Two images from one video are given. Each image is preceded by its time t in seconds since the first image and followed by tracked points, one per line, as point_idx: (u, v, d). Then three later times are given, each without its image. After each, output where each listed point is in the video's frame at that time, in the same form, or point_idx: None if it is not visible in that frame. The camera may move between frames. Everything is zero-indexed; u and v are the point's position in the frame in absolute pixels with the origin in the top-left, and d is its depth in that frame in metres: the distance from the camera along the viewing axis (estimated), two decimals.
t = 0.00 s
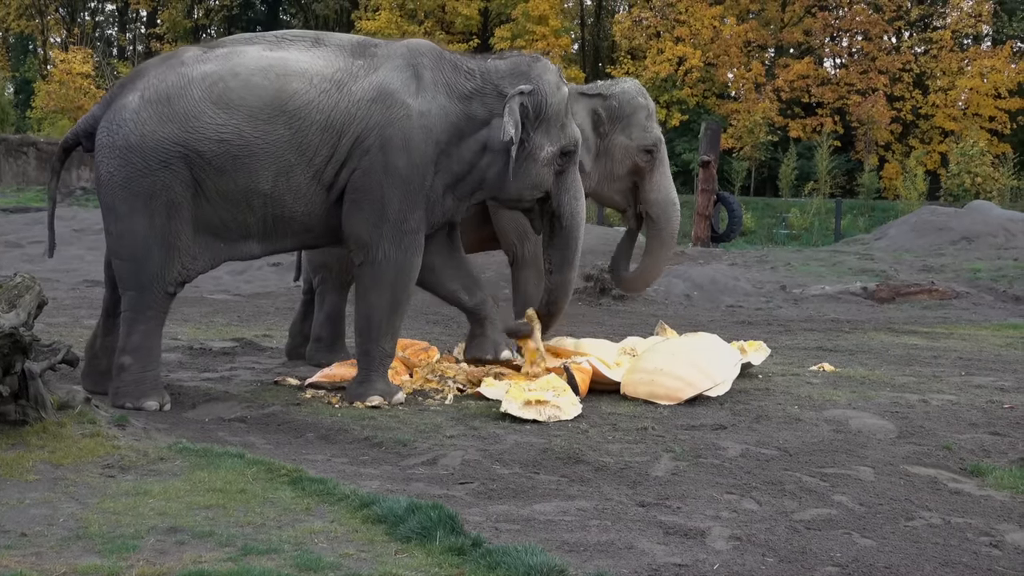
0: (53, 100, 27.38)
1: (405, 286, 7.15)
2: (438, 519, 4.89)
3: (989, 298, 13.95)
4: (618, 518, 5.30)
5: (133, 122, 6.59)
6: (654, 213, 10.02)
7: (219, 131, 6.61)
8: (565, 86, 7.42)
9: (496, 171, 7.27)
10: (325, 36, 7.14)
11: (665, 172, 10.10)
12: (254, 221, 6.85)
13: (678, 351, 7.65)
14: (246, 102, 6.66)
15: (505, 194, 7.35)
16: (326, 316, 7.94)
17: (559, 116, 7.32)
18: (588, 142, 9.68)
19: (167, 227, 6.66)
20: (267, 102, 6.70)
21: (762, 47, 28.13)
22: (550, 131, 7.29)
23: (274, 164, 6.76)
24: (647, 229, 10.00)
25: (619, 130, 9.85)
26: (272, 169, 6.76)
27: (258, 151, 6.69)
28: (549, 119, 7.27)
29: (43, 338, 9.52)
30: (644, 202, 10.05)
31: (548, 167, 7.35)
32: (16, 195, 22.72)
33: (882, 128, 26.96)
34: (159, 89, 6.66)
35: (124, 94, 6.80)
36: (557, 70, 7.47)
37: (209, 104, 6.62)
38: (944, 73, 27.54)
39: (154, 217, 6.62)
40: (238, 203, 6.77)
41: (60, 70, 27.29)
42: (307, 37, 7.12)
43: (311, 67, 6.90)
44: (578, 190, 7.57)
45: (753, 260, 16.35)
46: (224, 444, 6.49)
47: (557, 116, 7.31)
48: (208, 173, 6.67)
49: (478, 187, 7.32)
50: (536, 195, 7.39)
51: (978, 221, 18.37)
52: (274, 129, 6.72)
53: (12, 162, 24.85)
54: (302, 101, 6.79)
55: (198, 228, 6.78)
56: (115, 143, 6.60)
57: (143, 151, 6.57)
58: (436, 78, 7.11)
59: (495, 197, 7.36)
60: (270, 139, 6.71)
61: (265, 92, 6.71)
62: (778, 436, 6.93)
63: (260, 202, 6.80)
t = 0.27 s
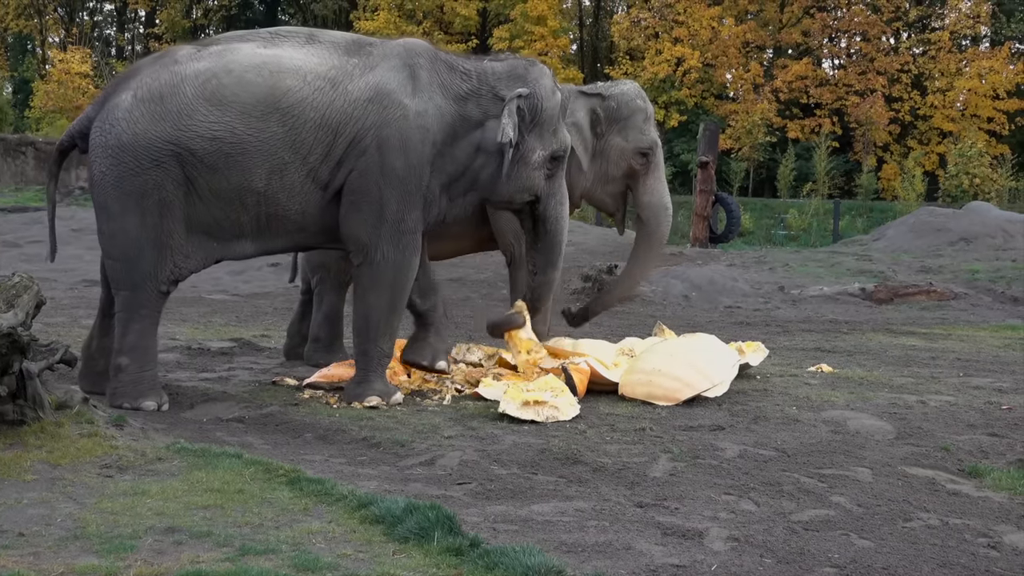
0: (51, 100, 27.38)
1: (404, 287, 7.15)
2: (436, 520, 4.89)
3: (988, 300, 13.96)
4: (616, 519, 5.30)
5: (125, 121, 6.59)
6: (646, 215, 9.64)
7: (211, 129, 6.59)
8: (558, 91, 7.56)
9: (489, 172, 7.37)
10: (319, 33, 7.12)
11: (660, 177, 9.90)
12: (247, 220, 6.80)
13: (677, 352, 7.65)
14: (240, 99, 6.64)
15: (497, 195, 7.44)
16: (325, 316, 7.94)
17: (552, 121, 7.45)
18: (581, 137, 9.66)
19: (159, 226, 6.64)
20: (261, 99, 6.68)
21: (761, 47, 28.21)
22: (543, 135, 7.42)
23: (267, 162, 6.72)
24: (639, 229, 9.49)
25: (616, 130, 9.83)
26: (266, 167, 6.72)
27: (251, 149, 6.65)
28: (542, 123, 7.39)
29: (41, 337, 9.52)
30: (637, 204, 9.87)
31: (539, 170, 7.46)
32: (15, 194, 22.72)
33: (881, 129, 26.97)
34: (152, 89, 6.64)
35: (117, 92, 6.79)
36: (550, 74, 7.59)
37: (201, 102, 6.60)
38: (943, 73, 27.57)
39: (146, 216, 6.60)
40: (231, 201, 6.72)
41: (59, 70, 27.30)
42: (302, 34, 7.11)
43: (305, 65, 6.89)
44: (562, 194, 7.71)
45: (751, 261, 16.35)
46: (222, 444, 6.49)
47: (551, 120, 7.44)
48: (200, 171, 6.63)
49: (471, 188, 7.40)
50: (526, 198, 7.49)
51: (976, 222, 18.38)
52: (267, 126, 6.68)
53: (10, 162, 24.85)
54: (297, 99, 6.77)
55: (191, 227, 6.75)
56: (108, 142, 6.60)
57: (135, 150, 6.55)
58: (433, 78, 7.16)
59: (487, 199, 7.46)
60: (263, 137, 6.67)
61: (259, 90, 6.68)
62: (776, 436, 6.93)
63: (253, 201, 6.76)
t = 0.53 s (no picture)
0: (51, 100, 27.38)
1: (403, 286, 7.16)
2: (435, 520, 4.89)
3: (987, 301, 13.96)
4: (615, 519, 5.31)
5: (119, 121, 6.57)
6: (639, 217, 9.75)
7: (205, 128, 6.57)
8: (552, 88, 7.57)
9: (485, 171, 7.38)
10: (313, 32, 7.12)
11: (656, 180, 9.82)
12: (242, 219, 6.79)
13: (676, 352, 7.66)
14: (234, 98, 6.63)
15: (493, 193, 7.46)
16: (324, 315, 7.94)
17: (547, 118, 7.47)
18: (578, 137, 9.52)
19: (153, 225, 6.63)
20: (255, 98, 6.67)
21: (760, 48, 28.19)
22: (539, 133, 7.38)
23: (262, 161, 6.71)
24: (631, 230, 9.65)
25: (613, 132, 9.69)
26: (260, 166, 6.70)
27: (245, 148, 6.64)
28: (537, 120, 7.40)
29: (40, 337, 9.51)
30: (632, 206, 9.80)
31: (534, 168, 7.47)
32: (14, 194, 22.72)
33: (880, 129, 26.99)
34: (145, 87, 6.62)
35: (109, 91, 6.76)
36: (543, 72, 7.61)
37: (195, 101, 6.58)
38: (943, 74, 27.59)
39: (141, 215, 6.59)
40: (225, 201, 6.71)
41: (59, 69, 27.31)
42: (295, 33, 7.10)
43: (299, 64, 6.88)
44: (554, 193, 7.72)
45: (750, 262, 16.36)
46: (222, 444, 6.49)
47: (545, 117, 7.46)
48: (194, 171, 6.61)
49: (467, 186, 7.42)
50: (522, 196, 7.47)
51: (976, 222, 18.38)
52: (261, 125, 6.66)
53: (10, 162, 24.86)
54: (291, 98, 6.76)
55: (186, 227, 6.73)
56: (101, 142, 6.58)
57: (129, 149, 6.53)
58: (428, 78, 7.17)
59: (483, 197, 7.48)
60: (257, 136, 6.66)
61: (253, 89, 6.67)
62: (776, 437, 6.93)
63: (247, 201, 6.74)
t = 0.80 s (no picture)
0: (51, 99, 27.41)
1: (402, 285, 7.16)
2: (434, 520, 4.89)
3: (986, 302, 13.95)
4: (614, 520, 5.30)
5: (113, 121, 6.56)
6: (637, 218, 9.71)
7: (199, 129, 6.58)
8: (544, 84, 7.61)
9: (480, 167, 7.39)
10: (306, 33, 7.13)
11: (655, 181, 9.82)
12: (237, 220, 6.80)
13: (676, 352, 7.66)
14: (228, 99, 6.64)
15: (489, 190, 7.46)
16: (324, 316, 7.93)
17: (540, 113, 7.48)
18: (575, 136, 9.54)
19: (149, 225, 6.63)
20: (249, 99, 6.68)
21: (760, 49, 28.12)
22: (533, 127, 7.43)
23: (257, 162, 6.72)
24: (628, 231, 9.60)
25: (611, 131, 9.69)
26: (255, 166, 6.71)
27: (239, 149, 6.65)
28: (531, 115, 7.42)
29: (38, 336, 9.51)
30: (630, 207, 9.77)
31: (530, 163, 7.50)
32: (14, 193, 22.72)
33: (880, 131, 26.96)
34: (139, 88, 6.63)
35: (103, 92, 6.77)
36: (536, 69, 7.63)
37: (189, 102, 6.60)
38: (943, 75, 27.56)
39: (136, 215, 6.59)
40: (220, 202, 6.72)
41: (59, 69, 27.36)
42: (288, 34, 7.12)
43: (293, 64, 6.89)
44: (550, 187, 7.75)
45: (750, 262, 16.35)
46: (221, 444, 6.48)
47: (538, 113, 7.47)
48: (188, 172, 6.62)
49: (463, 184, 7.42)
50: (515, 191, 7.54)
51: (975, 224, 18.36)
52: (255, 126, 6.67)
53: (10, 161, 24.87)
54: (285, 98, 6.78)
55: (181, 227, 6.74)
56: (96, 142, 6.58)
57: (124, 149, 6.53)
58: (422, 76, 7.18)
59: (479, 195, 7.48)
60: (252, 137, 6.67)
61: (247, 90, 6.68)
62: (775, 438, 6.93)
63: (242, 202, 6.75)
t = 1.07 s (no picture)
0: (53, 101, 27.47)
1: (402, 286, 7.15)
2: (435, 523, 4.89)
3: (988, 303, 13.94)
4: (615, 522, 5.30)
5: (109, 124, 6.58)
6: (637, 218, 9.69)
7: (195, 132, 6.59)
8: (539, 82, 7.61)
9: (475, 168, 7.35)
10: (302, 36, 7.15)
11: (657, 182, 9.83)
12: (233, 223, 6.81)
13: (677, 354, 7.63)
14: (223, 101, 6.65)
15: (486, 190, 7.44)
16: (324, 317, 7.93)
17: (534, 110, 7.46)
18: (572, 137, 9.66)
19: (146, 228, 6.65)
20: (244, 101, 6.69)
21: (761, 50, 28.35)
22: (529, 125, 7.43)
23: (252, 165, 6.73)
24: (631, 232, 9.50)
25: (610, 132, 9.79)
26: (251, 169, 6.72)
27: (235, 152, 6.66)
28: (525, 112, 7.40)
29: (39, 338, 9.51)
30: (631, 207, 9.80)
31: (527, 161, 7.50)
32: (15, 195, 22.76)
33: (881, 133, 26.88)
34: (135, 91, 6.64)
35: (99, 95, 6.79)
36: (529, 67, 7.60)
37: (185, 105, 6.61)
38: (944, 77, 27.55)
39: (133, 217, 6.61)
40: (216, 205, 6.73)
41: (60, 72, 27.47)
42: (284, 36, 7.13)
43: (288, 67, 6.90)
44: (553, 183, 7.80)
45: (752, 265, 16.34)
46: (222, 446, 6.49)
47: (533, 110, 7.45)
48: (184, 175, 6.64)
49: (460, 185, 7.39)
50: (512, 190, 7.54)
51: (976, 225, 18.36)
52: (251, 128, 6.68)
53: (12, 163, 24.94)
54: (281, 101, 6.78)
55: (178, 230, 6.76)
56: (92, 145, 6.60)
57: (120, 152, 6.55)
58: (416, 77, 7.17)
59: (477, 195, 7.45)
60: (247, 140, 6.68)
61: (242, 93, 6.69)
62: (776, 440, 6.93)
63: (238, 205, 6.77)
